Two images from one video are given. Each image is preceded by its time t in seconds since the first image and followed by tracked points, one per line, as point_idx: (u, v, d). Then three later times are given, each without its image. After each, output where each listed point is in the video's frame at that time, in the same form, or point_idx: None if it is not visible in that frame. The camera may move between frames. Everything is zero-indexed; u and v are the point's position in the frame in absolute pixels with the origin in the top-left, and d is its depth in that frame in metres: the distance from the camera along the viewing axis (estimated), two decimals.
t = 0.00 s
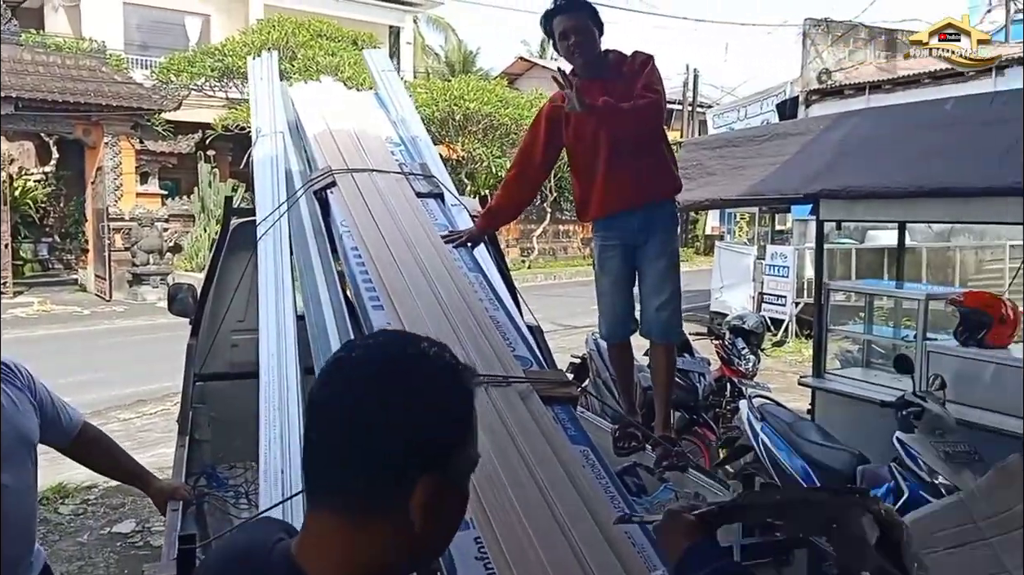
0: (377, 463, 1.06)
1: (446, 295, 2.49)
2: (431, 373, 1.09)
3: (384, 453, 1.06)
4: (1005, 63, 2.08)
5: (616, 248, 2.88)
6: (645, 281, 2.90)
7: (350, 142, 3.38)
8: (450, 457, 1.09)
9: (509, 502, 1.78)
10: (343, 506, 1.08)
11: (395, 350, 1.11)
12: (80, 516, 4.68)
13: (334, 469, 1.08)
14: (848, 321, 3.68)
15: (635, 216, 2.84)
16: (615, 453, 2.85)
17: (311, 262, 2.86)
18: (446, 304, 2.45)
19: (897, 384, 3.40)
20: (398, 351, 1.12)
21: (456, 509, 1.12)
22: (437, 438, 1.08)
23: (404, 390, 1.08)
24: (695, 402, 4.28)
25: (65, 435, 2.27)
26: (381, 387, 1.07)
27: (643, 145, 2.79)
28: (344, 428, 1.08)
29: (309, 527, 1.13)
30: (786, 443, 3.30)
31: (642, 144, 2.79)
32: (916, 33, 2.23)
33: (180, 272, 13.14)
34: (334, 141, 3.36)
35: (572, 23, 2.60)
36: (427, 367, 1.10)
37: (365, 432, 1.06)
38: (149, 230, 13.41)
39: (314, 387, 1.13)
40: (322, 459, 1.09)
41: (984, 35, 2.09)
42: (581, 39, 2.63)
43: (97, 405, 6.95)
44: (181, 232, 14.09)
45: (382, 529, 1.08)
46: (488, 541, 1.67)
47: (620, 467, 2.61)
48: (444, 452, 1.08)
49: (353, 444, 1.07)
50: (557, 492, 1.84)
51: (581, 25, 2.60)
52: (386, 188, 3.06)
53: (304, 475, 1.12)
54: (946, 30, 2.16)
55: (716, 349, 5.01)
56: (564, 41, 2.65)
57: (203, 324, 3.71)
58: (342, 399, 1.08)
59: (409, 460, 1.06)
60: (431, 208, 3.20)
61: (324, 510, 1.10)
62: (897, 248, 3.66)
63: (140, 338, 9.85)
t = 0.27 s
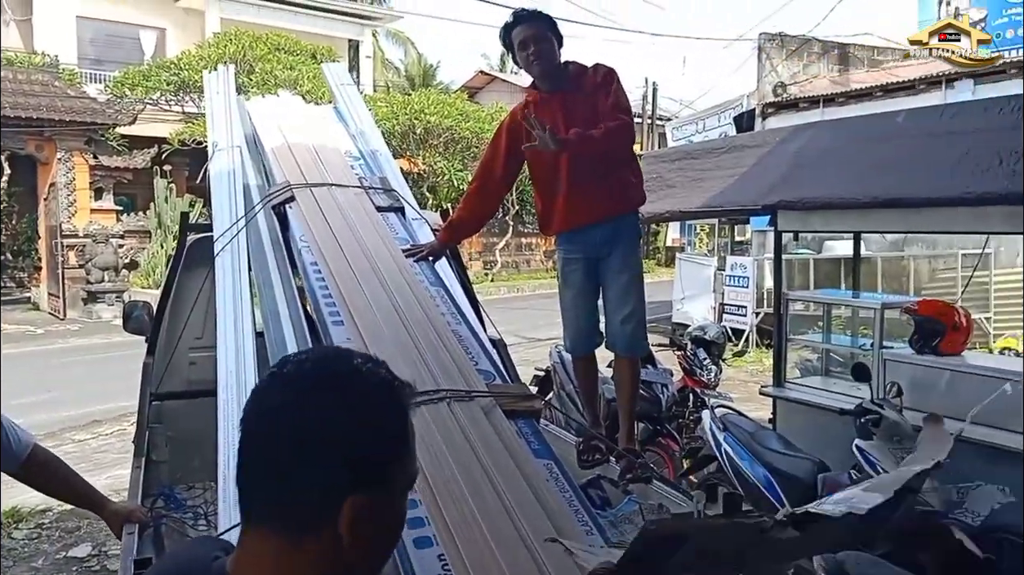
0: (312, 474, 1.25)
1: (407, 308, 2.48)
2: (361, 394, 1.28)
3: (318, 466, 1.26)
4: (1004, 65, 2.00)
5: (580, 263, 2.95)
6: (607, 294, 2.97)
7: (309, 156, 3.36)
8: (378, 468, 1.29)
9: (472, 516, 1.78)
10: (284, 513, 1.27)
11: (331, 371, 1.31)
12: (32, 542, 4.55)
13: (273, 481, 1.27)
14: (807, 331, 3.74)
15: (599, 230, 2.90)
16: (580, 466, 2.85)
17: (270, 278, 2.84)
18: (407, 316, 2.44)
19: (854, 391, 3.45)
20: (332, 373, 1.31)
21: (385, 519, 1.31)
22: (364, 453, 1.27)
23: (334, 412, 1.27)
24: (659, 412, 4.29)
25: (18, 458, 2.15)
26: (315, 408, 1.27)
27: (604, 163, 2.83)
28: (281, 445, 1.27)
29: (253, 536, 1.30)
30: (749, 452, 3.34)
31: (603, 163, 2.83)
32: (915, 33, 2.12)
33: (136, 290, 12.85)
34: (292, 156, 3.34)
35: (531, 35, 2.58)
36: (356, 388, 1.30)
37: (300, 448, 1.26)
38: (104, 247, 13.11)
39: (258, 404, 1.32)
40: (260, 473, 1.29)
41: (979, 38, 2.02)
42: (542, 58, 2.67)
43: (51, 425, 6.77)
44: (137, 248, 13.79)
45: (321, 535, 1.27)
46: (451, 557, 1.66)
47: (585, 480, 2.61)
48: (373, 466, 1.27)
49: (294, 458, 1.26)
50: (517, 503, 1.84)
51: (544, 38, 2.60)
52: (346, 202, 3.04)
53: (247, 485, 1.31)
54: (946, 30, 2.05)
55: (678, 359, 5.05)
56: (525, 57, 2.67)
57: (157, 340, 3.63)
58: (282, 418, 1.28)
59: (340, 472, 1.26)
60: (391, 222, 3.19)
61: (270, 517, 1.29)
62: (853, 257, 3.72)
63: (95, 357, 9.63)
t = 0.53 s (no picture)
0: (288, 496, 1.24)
1: (378, 327, 2.46)
2: (341, 417, 1.30)
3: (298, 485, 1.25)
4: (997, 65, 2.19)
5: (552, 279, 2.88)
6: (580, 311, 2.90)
7: (280, 175, 3.33)
8: (349, 494, 1.30)
9: (445, 538, 1.75)
10: (249, 537, 1.24)
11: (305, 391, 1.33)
12: None
13: (246, 502, 1.23)
14: (779, 345, 3.73)
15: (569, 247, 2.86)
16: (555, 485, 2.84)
17: (241, 297, 2.81)
18: (378, 335, 2.42)
19: (826, 405, 3.46)
20: (305, 398, 1.32)
21: (347, 544, 1.33)
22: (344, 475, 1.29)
23: (318, 432, 1.28)
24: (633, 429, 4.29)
25: None
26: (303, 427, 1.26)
27: (575, 184, 2.81)
28: (260, 463, 1.24)
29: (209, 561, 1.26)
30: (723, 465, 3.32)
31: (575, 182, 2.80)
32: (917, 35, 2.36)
33: (103, 309, 12.63)
34: (263, 174, 3.31)
35: (499, 52, 2.60)
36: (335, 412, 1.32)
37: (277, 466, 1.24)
38: (70, 266, 12.87)
39: (220, 425, 1.29)
40: (239, 492, 1.24)
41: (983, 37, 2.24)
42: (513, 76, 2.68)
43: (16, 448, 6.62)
44: (105, 267, 13.56)
45: (284, 563, 1.25)
46: None
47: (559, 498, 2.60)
48: (349, 489, 1.28)
49: (276, 476, 1.24)
50: (492, 525, 1.82)
51: (511, 55, 2.62)
52: (317, 221, 3.02)
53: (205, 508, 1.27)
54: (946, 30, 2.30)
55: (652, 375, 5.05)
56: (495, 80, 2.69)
57: (126, 359, 3.56)
58: (258, 439, 1.25)
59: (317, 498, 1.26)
60: (363, 239, 3.17)
61: (226, 543, 1.26)
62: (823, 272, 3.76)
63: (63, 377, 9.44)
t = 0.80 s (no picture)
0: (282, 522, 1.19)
1: (360, 355, 2.46)
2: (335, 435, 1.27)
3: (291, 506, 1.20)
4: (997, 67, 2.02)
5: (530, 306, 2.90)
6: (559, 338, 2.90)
7: (261, 202, 3.33)
8: (349, 513, 1.24)
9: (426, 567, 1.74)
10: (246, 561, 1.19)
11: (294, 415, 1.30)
12: None
13: (238, 522, 1.19)
14: (761, 371, 3.73)
15: (548, 277, 2.88)
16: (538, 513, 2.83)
17: (221, 326, 2.79)
18: (359, 363, 2.41)
19: (809, 431, 3.46)
20: (293, 424, 1.28)
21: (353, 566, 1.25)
22: (341, 495, 1.23)
23: (311, 450, 1.25)
24: (617, 455, 4.28)
25: None
26: (288, 448, 1.23)
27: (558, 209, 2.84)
28: (235, 487, 1.22)
29: None
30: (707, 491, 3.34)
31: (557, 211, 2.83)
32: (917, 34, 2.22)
33: (84, 337, 12.48)
34: (244, 202, 3.31)
35: (478, 79, 2.83)
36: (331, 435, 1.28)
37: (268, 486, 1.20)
38: (50, 293, 12.73)
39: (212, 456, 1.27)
40: (231, 514, 1.21)
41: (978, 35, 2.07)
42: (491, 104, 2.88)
43: None
44: (85, 295, 13.41)
45: None
46: None
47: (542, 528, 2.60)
48: (346, 504, 1.23)
49: (260, 502, 1.20)
50: (473, 556, 1.81)
51: (491, 80, 2.84)
52: (299, 249, 3.01)
53: (196, 546, 1.23)
54: (945, 30, 2.15)
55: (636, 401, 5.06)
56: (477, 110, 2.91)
57: (105, 390, 3.52)
58: (249, 461, 1.22)
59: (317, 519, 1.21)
60: (345, 267, 3.16)
61: None
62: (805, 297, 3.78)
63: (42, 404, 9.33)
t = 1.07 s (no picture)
0: (285, 569, 1.25)
1: (352, 386, 2.45)
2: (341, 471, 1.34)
3: (283, 552, 1.25)
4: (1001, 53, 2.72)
5: (521, 336, 2.82)
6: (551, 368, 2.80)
7: (255, 232, 3.33)
8: (331, 532, 1.26)
9: None
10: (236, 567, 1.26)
11: (322, 461, 1.37)
12: None
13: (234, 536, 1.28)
14: (756, 399, 3.69)
15: (542, 309, 2.79)
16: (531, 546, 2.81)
17: (215, 356, 2.78)
18: (350, 394, 2.41)
19: (805, 460, 3.41)
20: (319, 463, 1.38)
21: None
22: (328, 514, 1.27)
23: (315, 479, 1.33)
24: (613, 483, 4.25)
25: None
26: (293, 476, 1.32)
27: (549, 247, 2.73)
28: (242, 505, 1.32)
29: None
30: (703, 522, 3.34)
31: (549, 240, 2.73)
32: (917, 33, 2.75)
33: (78, 362, 12.35)
34: (239, 231, 3.31)
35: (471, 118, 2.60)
36: (342, 479, 1.33)
37: (260, 531, 1.26)
38: (44, 319, 12.61)
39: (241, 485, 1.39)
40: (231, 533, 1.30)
41: (976, 37, 2.80)
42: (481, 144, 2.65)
43: None
44: (79, 320, 13.30)
45: None
46: None
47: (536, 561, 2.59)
48: (326, 518, 1.27)
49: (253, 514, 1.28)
50: None
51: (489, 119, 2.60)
52: (293, 279, 3.01)
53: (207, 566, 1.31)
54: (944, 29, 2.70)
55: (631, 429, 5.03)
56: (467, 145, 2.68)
57: (98, 418, 3.52)
58: (260, 485, 1.33)
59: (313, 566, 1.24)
60: (339, 297, 3.15)
61: None
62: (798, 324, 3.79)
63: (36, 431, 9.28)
